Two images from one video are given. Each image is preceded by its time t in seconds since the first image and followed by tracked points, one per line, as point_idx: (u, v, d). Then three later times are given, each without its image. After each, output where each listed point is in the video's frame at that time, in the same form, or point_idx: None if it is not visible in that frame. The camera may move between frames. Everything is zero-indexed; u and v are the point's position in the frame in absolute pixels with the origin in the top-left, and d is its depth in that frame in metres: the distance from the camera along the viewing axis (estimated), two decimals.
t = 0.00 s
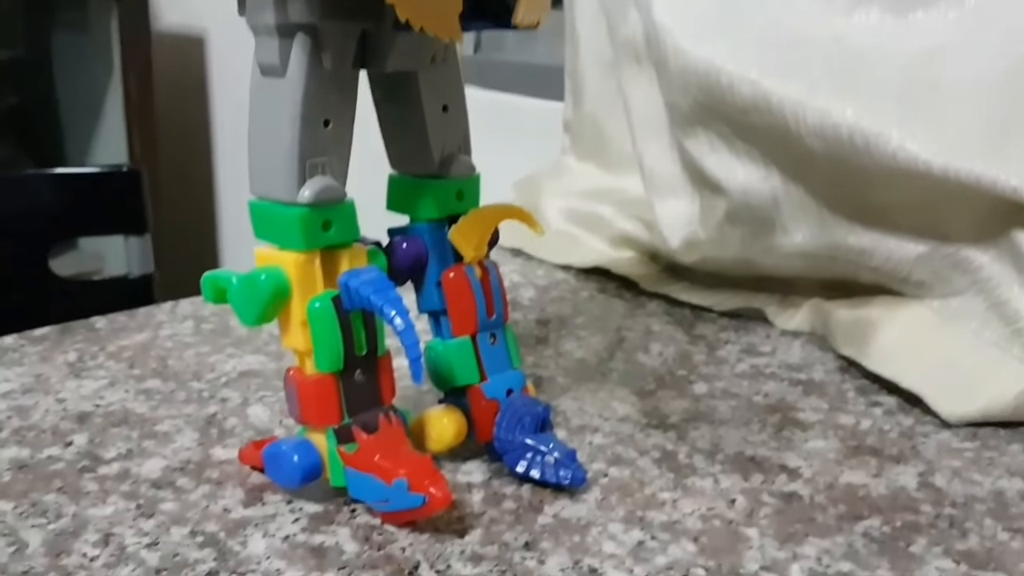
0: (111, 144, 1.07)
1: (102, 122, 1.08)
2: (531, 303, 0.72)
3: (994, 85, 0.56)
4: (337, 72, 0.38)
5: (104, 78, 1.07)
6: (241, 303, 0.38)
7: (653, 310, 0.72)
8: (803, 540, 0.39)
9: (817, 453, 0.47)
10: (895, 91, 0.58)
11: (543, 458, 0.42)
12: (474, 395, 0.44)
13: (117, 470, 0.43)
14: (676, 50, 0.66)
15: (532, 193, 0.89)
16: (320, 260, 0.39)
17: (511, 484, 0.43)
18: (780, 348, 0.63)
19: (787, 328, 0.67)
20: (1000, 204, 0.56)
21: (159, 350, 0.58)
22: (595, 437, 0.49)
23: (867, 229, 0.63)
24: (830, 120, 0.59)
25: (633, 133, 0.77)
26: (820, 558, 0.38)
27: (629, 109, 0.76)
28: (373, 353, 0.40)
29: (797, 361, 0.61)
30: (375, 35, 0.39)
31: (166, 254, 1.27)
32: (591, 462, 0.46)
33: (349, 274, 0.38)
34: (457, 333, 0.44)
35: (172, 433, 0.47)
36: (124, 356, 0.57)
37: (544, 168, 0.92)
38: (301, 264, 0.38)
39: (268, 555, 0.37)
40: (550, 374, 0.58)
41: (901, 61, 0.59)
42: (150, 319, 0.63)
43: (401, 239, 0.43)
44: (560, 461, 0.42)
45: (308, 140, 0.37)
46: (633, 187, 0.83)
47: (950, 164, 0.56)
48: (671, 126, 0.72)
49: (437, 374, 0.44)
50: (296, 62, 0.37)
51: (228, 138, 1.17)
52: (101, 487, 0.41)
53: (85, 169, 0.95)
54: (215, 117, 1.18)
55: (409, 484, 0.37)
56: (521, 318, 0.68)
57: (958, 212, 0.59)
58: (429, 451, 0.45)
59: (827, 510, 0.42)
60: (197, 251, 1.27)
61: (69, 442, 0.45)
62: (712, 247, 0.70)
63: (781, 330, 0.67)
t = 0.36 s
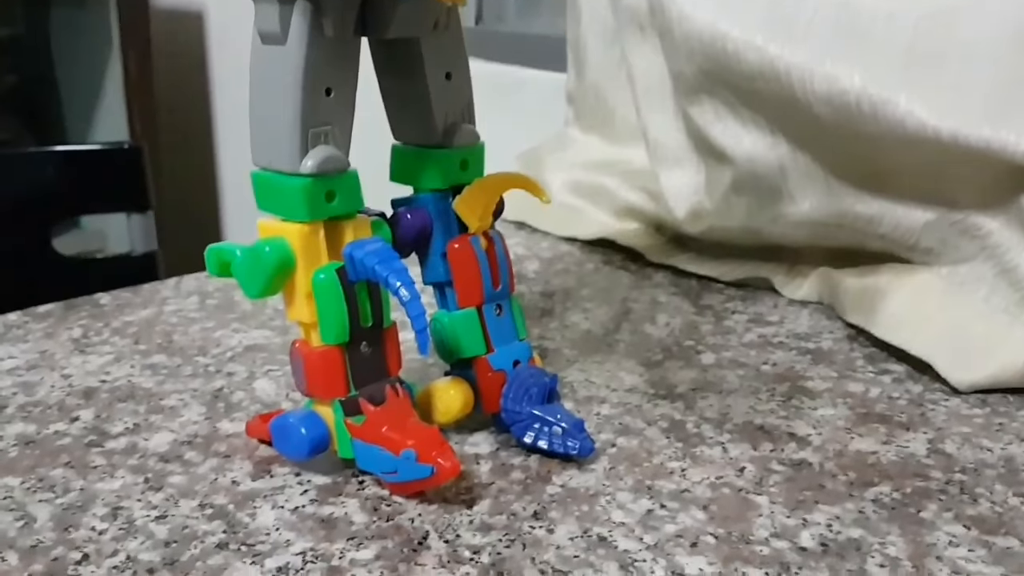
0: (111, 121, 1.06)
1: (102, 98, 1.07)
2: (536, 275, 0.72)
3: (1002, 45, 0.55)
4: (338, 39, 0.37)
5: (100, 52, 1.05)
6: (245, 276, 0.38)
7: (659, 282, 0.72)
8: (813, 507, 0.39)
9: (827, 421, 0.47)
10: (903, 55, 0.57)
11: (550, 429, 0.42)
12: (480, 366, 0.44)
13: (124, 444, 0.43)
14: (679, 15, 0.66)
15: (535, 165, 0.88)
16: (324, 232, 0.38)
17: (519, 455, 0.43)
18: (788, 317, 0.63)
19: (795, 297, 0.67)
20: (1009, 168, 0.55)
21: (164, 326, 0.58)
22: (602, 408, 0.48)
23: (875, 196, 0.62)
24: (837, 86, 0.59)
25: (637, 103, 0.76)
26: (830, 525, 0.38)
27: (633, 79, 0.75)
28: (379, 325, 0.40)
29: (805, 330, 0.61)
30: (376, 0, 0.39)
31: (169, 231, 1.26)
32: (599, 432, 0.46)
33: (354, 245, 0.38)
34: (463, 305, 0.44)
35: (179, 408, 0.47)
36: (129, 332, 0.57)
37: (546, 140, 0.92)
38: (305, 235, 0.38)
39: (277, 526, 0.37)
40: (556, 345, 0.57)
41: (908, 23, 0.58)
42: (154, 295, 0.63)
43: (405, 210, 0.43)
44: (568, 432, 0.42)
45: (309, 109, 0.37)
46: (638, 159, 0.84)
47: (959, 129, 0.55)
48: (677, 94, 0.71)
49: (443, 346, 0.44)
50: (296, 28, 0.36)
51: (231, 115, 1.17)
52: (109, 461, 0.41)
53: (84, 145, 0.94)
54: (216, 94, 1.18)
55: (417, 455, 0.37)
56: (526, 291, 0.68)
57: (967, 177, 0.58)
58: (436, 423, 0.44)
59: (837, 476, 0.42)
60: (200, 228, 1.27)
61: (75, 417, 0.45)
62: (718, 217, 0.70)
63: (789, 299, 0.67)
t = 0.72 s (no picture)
0: (118, 108, 1.06)
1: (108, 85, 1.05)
2: (544, 257, 0.71)
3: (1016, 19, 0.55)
4: (343, 15, 0.37)
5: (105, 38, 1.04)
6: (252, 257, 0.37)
7: (668, 263, 0.71)
8: (828, 485, 0.39)
9: (840, 399, 0.47)
10: (915, 30, 0.57)
11: (561, 409, 0.42)
12: (490, 347, 0.43)
13: (133, 427, 0.43)
14: None
15: (542, 147, 0.88)
16: (331, 211, 0.38)
17: (530, 436, 0.43)
18: (799, 297, 0.63)
19: (806, 277, 0.66)
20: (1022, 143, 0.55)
21: (172, 310, 0.57)
22: (613, 388, 0.48)
23: (885, 172, 0.62)
24: (849, 63, 0.58)
25: (645, 81, 0.75)
26: (844, 502, 0.38)
27: (641, 57, 0.75)
28: (388, 306, 0.40)
29: (816, 309, 0.60)
30: None
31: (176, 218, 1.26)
32: (610, 412, 0.45)
33: (361, 224, 0.38)
34: (472, 285, 0.43)
35: (188, 391, 0.47)
36: (137, 316, 0.56)
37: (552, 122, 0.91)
38: (312, 215, 0.37)
39: (288, 507, 0.37)
40: (565, 326, 0.57)
41: None
42: (162, 279, 0.63)
43: (413, 190, 0.42)
44: (579, 412, 0.42)
45: (315, 86, 0.37)
46: (647, 140, 0.83)
47: (972, 105, 0.55)
48: (685, 72, 0.71)
49: (453, 327, 0.43)
50: (300, 4, 0.36)
51: (235, 101, 1.17)
52: (118, 444, 0.41)
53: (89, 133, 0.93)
54: (220, 79, 1.18)
55: (427, 435, 0.37)
56: (535, 272, 0.68)
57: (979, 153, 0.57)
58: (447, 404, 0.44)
59: (851, 454, 0.41)
60: (207, 215, 1.26)
61: (84, 401, 0.45)
62: (727, 196, 0.69)
63: (800, 279, 0.66)
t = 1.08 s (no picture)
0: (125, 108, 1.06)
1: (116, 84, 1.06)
2: (554, 253, 0.71)
3: None
4: (351, 9, 0.37)
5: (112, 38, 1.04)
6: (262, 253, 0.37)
7: (679, 258, 0.71)
8: (843, 480, 0.38)
9: (854, 394, 0.46)
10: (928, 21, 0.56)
11: (572, 405, 0.42)
12: (500, 343, 0.43)
13: (143, 425, 0.43)
14: None
15: (551, 143, 0.87)
16: (340, 207, 0.38)
17: (542, 432, 0.42)
18: (812, 291, 0.62)
19: (818, 271, 0.65)
20: None
21: (182, 308, 0.57)
22: (625, 384, 0.48)
23: (898, 164, 0.61)
24: (862, 54, 0.58)
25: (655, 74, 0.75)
26: (860, 498, 0.37)
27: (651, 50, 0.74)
28: (397, 301, 0.39)
29: (829, 304, 0.60)
30: None
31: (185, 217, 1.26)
32: (622, 408, 0.45)
33: (371, 219, 0.37)
34: (482, 281, 0.43)
35: (198, 388, 0.46)
36: (147, 314, 0.56)
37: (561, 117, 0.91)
38: (321, 211, 0.37)
39: (299, 505, 0.36)
40: (576, 322, 0.57)
41: None
42: (172, 277, 0.63)
43: (422, 185, 0.42)
44: (590, 408, 0.41)
45: (324, 80, 0.36)
46: (657, 135, 0.83)
47: (986, 95, 0.54)
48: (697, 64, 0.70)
49: (462, 324, 0.43)
50: None
51: (244, 100, 1.17)
52: (129, 443, 0.41)
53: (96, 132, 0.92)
54: (228, 77, 1.18)
55: (438, 432, 0.37)
56: (544, 269, 0.67)
57: (994, 143, 0.57)
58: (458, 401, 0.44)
59: (866, 449, 0.41)
60: (216, 213, 1.27)
61: (94, 400, 0.45)
62: (738, 190, 0.69)
63: (812, 273, 0.66)
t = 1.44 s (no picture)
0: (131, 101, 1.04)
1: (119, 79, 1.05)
2: (556, 249, 0.70)
3: None
4: None
5: (117, 33, 1.04)
6: (256, 244, 0.37)
7: (682, 256, 0.70)
8: (844, 482, 0.38)
9: (857, 394, 0.46)
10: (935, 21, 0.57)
11: (570, 402, 0.41)
12: (498, 338, 0.43)
13: (136, 417, 0.42)
14: None
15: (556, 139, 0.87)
16: (336, 198, 0.37)
17: (538, 429, 0.42)
18: (816, 291, 0.61)
19: (822, 271, 0.65)
20: None
21: (179, 300, 0.57)
22: (624, 381, 0.47)
23: (903, 164, 0.61)
24: (870, 51, 0.57)
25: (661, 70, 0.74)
26: (861, 499, 0.37)
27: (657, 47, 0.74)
28: (394, 295, 0.39)
29: (833, 303, 0.59)
30: None
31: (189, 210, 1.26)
32: (621, 406, 0.44)
33: (367, 211, 0.37)
34: (481, 275, 0.42)
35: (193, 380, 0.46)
36: (145, 306, 0.56)
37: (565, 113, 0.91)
38: (317, 202, 0.37)
39: (291, 499, 0.36)
40: (576, 318, 0.56)
41: None
42: (170, 270, 0.63)
43: (420, 177, 0.41)
44: (588, 405, 0.41)
45: (322, 70, 0.36)
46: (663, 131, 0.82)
47: (994, 94, 0.54)
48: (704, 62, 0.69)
49: (460, 318, 0.43)
50: None
51: (249, 93, 1.17)
52: (121, 434, 0.41)
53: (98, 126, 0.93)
54: (234, 71, 1.18)
55: (433, 427, 0.36)
56: (546, 264, 0.66)
57: (1004, 145, 0.58)
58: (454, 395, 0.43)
59: (868, 450, 0.40)
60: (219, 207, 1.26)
61: (87, 391, 0.44)
62: (744, 188, 0.68)
63: (816, 272, 0.65)
